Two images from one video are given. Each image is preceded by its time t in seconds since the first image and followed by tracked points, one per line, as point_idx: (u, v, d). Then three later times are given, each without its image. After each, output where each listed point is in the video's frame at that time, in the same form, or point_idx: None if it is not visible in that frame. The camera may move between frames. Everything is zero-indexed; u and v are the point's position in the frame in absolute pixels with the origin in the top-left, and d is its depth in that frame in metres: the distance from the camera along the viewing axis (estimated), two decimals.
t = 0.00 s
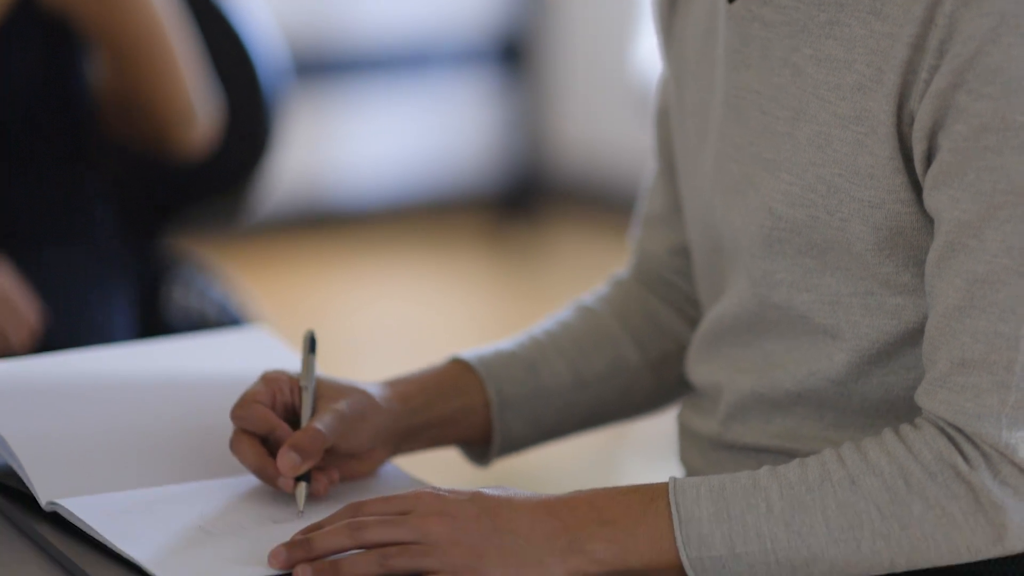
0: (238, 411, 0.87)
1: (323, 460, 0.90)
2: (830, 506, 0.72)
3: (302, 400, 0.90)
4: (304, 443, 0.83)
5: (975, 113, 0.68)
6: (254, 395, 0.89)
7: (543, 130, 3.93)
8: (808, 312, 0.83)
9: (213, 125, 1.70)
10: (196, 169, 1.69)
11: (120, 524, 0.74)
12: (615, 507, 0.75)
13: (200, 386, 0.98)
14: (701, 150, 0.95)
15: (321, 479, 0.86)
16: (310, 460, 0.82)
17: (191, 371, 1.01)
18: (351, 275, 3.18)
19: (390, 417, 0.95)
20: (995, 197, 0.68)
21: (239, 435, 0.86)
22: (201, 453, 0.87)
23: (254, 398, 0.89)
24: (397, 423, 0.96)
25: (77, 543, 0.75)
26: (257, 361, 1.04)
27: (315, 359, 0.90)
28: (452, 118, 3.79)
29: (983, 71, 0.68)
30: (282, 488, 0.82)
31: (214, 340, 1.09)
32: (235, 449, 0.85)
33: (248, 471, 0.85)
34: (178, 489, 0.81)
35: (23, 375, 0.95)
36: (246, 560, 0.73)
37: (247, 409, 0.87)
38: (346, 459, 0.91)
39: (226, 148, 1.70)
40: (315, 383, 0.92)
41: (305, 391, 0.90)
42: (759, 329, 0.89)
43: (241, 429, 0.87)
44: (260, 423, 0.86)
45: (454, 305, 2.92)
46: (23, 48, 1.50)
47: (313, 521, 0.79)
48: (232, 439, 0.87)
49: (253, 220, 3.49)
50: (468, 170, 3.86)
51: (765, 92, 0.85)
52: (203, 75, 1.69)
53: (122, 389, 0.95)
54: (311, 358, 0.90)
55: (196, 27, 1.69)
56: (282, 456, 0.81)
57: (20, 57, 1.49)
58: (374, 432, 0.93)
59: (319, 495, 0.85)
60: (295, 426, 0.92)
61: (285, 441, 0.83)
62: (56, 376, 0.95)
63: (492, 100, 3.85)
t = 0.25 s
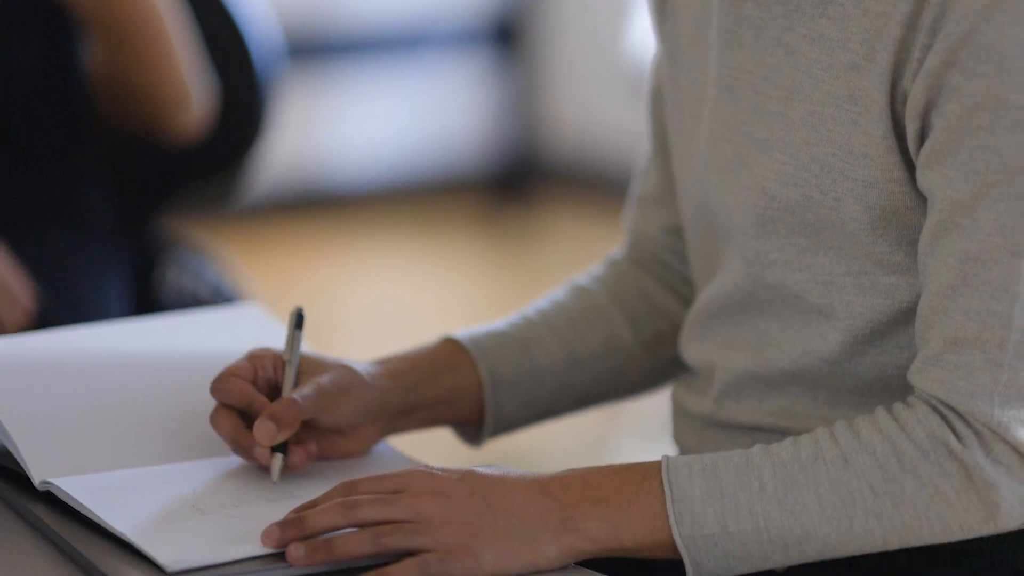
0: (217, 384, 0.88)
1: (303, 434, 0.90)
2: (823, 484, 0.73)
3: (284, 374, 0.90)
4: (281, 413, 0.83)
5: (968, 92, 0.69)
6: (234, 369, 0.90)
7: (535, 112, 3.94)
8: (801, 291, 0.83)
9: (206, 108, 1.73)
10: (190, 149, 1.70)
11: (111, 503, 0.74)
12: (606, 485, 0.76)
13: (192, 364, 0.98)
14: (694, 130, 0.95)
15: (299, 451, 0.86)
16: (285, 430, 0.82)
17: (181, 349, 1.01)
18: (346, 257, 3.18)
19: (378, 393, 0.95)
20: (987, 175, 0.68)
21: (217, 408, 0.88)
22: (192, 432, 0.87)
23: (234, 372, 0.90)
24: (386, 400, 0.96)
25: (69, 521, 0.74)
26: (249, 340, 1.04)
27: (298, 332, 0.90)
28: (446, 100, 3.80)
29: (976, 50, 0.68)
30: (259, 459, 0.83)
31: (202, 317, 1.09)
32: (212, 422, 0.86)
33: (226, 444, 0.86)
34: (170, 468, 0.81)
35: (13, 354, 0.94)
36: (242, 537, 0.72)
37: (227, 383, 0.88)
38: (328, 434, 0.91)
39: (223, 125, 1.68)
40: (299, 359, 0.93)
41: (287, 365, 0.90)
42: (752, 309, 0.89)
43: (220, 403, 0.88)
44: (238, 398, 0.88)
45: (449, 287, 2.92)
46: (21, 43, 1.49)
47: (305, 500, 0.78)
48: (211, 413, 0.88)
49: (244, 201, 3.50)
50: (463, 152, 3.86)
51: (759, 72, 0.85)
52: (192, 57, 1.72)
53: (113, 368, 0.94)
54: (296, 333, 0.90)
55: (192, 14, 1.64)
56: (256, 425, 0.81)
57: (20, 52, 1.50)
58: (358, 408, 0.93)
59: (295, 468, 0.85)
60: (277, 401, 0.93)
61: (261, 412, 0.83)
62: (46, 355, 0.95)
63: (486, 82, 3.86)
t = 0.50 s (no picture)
0: (206, 366, 0.88)
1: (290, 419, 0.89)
2: (817, 460, 0.73)
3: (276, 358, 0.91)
4: (269, 400, 0.83)
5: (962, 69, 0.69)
6: (224, 351, 0.90)
7: (529, 93, 3.93)
8: (796, 268, 0.83)
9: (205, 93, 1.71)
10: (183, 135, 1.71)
11: (105, 481, 0.74)
12: (599, 462, 0.77)
13: (185, 341, 0.98)
14: (689, 107, 0.95)
15: (281, 440, 0.84)
16: (273, 417, 0.82)
17: (175, 324, 1.01)
18: (340, 238, 3.17)
19: (368, 377, 0.95)
20: (981, 152, 0.68)
21: (206, 390, 0.87)
22: (185, 410, 0.87)
23: (224, 355, 0.90)
24: (381, 381, 0.97)
25: (64, 499, 0.74)
26: (243, 315, 1.04)
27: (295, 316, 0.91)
28: (441, 81, 3.80)
29: (970, 26, 0.68)
30: (241, 444, 0.82)
31: (197, 291, 1.09)
32: (200, 404, 0.85)
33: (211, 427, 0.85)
34: (164, 446, 0.81)
35: (6, 331, 0.94)
36: (235, 514, 0.72)
37: (217, 365, 0.88)
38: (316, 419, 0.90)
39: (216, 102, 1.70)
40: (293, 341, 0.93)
41: (279, 350, 0.91)
42: (747, 286, 0.89)
43: (209, 384, 0.88)
44: (227, 380, 0.88)
45: (442, 268, 2.92)
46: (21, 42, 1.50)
47: (300, 478, 0.78)
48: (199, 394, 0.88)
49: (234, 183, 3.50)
50: (457, 132, 3.88)
51: (753, 49, 0.85)
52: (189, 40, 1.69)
53: (107, 344, 0.94)
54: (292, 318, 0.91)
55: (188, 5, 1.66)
56: (245, 410, 0.81)
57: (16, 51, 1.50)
58: (349, 392, 0.93)
59: (276, 457, 0.83)
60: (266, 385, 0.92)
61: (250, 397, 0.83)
62: (40, 332, 0.95)
63: (478, 63, 3.86)
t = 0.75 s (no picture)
0: (206, 350, 0.89)
1: (291, 400, 0.89)
2: (813, 440, 0.73)
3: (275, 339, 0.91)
4: (268, 382, 0.84)
5: (957, 47, 0.69)
6: (222, 334, 0.90)
7: (524, 76, 3.93)
8: (791, 248, 0.83)
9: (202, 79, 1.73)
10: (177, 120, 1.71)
11: (102, 464, 0.74)
12: (595, 442, 0.77)
13: (182, 322, 0.98)
14: (684, 86, 0.95)
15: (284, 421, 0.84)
16: (273, 399, 0.83)
17: (172, 305, 1.01)
18: (338, 221, 3.17)
19: (366, 357, 0.96)
20: (977, 131, 0.68)
21: (206, 373, 0.88)
22: (182, 391, 0.87)
23: (223, 338, 0.90)
24: (379, 362, 0.97)
25: (61, 481, 0.74)
26: (240, 296, 1.04)
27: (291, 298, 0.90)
28: (440, 64, 3.80)
29: (966, 5, 0.68)
30: (245, 427, 0.82)
31: (195, 271, 1.09)
32: (200, 386, 0.86)
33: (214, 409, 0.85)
34: (162, 428, 0.81)
35: (4, 313, 0.94)
36: (232, 496, 0.72)
37: (215, 348, 0.88)
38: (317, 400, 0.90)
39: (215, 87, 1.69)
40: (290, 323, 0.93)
41: (278, 331, 0.90)
42: (741, 266, 0.89)
43: (209, 367, 0.88)
44: (226, 362, 0.88)
45: (441, 251, 2.92)
46: (20, 41, 1.53)
47: (296, 459, 0.78)
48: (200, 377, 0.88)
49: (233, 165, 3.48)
50: (453, 116, 3.89)
51: (749, 28, 0.85)
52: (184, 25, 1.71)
53: (104, 326, 0.94)
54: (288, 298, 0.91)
55: None
56: (245, 393, 0.81)
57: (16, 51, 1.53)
58: (347, 373, 0.93)
59: (281, 437, 0.83)
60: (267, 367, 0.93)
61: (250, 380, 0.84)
62: (39, 311, 0.95)
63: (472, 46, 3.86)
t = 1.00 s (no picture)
0: (212, 333, 0.88)
1: (296, 382, 0.90)
2: (809, 423, 0.74)
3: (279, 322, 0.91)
4: (277, 365, 0.84)
5: (953, 30, 0.68)
6: (228, 318, 0.90)
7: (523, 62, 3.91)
8: (786, 231, 0.83)
9: (204, 57, 1.70)
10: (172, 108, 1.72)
11: (102, 448, 0.74)
12: (593, 427, 0.77)
13: (181, 309, 0.98)
14: (681, 70, 0.94)
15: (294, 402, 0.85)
16: (282, 383, 0.83)
17: (170, 292, 1.01)
18: (334, 208, 3.17)
19: (368, 341, 0.96)
20: (972, 113, 0.68)
21: (212, 357, 0.88)
22: (183, 379, 0.87)
23: (229, 322, 0.90)
24: (379, 347, 0.97)
25: (59, 467, 0.74)
26: (238, 284, 1.04)
27: (292, 281, 0.90)
28: (437, 50, 3.79)
29: None
30: (256, 410, 0.82)
31: (196, 263, 1.09)
32: (208, 372, 0.86)
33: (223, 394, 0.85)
34: (162, 414, 0.82)
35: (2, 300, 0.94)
36: (231, 481, 0.72)
37: (221, 332, 0.88)
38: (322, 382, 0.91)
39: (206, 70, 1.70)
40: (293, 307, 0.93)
41: (282, 314, 0.91)
42: (735, 250, 0.89)
43: (215, 351, 0.88)
44: (233, 345, 0.88)
45: (437, 237, 2.93)
46: (20, 41, 1.53)
47: (294, 444, 0.79)
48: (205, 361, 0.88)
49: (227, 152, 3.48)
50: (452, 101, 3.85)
51: (745, 11, 0.85)
52: None
53: (102, 312, 0.95)
54: (290, 281, 0.91)
55: None
56: (253, 378, 0.82)
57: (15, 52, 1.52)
58: (351, 356, 0.93)
59: (292, 418, 0.85)
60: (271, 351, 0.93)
61: (257, 365, 0.84)
62: (38, 299, 0.95)
63: (471, 31, 3.83)
